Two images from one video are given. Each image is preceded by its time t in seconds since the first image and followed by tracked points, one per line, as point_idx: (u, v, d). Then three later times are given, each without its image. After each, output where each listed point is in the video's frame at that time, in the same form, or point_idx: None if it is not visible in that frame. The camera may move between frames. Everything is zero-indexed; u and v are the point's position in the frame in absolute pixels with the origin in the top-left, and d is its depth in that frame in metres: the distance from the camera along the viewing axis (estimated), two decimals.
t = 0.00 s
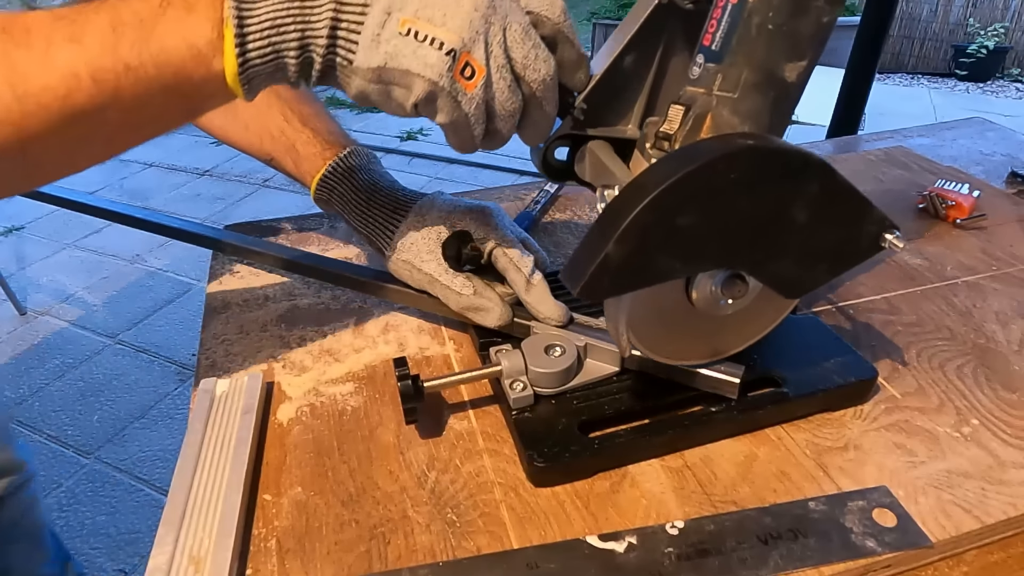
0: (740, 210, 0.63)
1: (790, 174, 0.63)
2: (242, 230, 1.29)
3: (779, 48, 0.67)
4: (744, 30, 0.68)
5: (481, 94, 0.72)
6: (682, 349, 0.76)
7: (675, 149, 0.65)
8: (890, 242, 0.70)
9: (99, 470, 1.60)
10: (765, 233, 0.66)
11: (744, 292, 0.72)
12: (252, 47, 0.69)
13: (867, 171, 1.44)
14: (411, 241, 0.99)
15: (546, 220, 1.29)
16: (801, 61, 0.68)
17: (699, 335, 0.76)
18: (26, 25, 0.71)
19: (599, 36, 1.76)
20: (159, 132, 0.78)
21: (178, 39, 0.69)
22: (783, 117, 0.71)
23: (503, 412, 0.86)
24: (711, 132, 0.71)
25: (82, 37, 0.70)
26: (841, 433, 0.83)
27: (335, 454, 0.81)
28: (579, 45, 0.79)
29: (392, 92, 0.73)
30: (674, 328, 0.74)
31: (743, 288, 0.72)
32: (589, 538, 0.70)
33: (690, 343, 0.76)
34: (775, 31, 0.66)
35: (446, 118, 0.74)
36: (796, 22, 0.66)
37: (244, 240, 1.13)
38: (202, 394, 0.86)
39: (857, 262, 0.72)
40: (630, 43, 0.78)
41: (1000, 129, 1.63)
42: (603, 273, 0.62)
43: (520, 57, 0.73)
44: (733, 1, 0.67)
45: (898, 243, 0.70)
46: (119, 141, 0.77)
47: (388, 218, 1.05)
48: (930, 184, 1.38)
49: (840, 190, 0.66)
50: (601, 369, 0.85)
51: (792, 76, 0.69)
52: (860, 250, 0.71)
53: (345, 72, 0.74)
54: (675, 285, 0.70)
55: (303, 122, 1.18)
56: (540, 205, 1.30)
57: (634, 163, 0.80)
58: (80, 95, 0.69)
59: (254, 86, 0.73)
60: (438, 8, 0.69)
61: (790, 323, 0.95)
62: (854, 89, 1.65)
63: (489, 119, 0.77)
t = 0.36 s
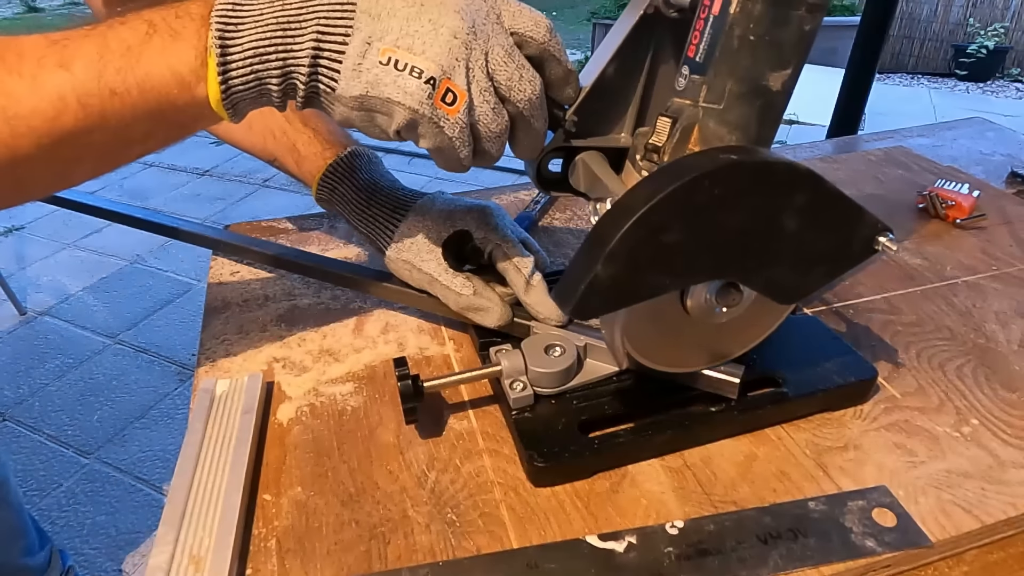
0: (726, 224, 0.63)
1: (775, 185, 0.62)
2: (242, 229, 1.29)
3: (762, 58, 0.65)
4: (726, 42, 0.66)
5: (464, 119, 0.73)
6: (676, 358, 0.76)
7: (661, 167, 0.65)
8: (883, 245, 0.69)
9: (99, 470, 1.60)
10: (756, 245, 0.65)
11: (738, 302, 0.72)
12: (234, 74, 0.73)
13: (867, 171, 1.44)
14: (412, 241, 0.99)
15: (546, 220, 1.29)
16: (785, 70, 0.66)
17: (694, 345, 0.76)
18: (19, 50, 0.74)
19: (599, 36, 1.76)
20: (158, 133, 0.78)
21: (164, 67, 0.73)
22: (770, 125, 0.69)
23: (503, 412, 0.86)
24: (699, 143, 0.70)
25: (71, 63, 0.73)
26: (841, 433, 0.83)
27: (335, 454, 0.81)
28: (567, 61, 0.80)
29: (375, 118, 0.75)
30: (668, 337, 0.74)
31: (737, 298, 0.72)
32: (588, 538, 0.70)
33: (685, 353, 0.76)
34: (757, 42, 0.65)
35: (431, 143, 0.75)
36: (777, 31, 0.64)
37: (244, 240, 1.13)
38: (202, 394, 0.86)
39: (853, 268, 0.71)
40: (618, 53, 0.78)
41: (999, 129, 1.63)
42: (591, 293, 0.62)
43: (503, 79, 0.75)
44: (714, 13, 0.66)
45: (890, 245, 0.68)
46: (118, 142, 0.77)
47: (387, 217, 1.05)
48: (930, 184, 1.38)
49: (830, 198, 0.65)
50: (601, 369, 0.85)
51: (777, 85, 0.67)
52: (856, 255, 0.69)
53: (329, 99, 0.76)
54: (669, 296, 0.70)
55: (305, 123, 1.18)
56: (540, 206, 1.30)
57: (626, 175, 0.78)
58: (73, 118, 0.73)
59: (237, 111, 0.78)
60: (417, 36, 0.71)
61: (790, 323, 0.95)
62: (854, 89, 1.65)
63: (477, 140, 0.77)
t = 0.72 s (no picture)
0: (724, 225, 0.63)
1: (774, 186, 0.62)
2: (242, 229, 1.29)
3: (759, 60, 0.65)
4: (723, 44, 0.66)
5: (462, 122, 0.73)
6: (676, 359, 0.76)
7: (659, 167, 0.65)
8: (882, 245, 0.68)
9: (99, 470, 1.60)
10: (753, 245, 0.65)
11: (737, 302, 0.73)
12: (231, 76, 0.73)
13: (867, 171, 1.44)
14: (411, 243, 0.99)
15: (546, 220, 1.29)
16: (782, 72, 0.66)
17: (694, 345, 0.76)
18: (17, 53, 0.74)
19: (599, 36, 1.76)
20: (157, 134, 0.78)
21: (161, 69, 0.73)
22: (769, 127, 0.69)
23: (503, 412, 0.86)
24: (697, 145, 0.70)
25: (68, 66, 0.73)
26: (841, 433, 0.83)
27: (335, 454, 0.81)
28: (565, 62, 0.80)
29: (373, 122, 0.76)
30: (667, 337, 0.74)
31: (736, 298, 0.72)
32: (588, 538, 0.70)
33: (684, 354, 0.76)
34: (754, 44, 0.64)
35: (429, 146, 0.75)
36: (775, 32, 0.63)
37: (244, 240, 1.13)
38: (202, 394, 0.87)
39: (853, 269, 0.70)
40: (616, 55, 0.77)
41: (999, 129, 1.63)
42: (589, 295, 0.62)
43: (501, 82, 0.75)
44: (711, 14, 0.66)
45: (890, 246, 0.67)
46: (118, 144, 0.77)
47: (385, 218, 1.04)
48: (930, 184, 1.38)
49: (829, 199, 0.64)
50: (601, 369, 0.85)
51: (774, 86, 0.66)
52: (856, 256, 0.69)
53: (326, 102, 0.77)
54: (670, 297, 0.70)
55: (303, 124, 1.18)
56: (540, 206, 1.30)
57: (625, 176, 0.79)
58: (72, 121, 0.73)
59: (235, 113, 0.78)
60: (415, 41, 0.71)
61: (789, 322, 0.95)
62: (855, 90, 1.64)
63: (476, 141, 0.78)
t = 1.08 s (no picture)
0: (722, 227, 0.63)
1: (773, 187, 0.62)
2: (242, 229, 1.29)
3: (758, 61, 0.65)
4: (722, 45, 0.66)
5: (462, 125, 0.74)
6: (676, 359, 0.76)
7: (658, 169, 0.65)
8: (882, 245, 0.68)
9: (99, 470, 1.60)
10: (752, 246, 0.65)
11: (737, 303, 0.73)
12: (230, 80, 0.73)
13: (868, 171, 1.44)
14: (411, 245, 0.99)
15: (546, 220, 1.29)
16: (780, 72, 0.65)
17: (693, 346, 0.76)
18: (15, 59, 0.74)
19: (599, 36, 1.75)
20: (157, 138, 0.78)
21: (161, 74, 0.73)
22: (769, 127, 0.69)
23: (502, 412, 0.86)
24: (696, 146, 0.70)
25: (67, 73, 0.73)
26: (841, 433, 0.83)
27: (335, 454, 0.81)
28: (564, 63, 0.80)
29: (372, 127, 0.76)
30: (667, 338, 0.74)
31: (737, 298, 0.72)
32: (588, 538, 0.70)
33: (683, 354, 0.76)
34: (752, 45, 0.64)
35: (429, 150, 0.75)
36: (773, 34, 0.63)
37: (244, 240, 1.13)
38: (202, 394, 0.87)
39: (852, 269, 0.70)
40: (615, 55, 0.77)
41: (1000, 129, 1.63)
42: (588, 297, 0.62)
43: (501, 85, 0.75)
44: (710, 15, 0.66)
45: (889, 246, 0.67)
46: (118, 148, 0.77)
47: (383, 220, 1.04)
48: (930, 184, 1.38)
49: (828, 199, 0.64)
50: (601, 369, 0.84)
51: (773, 87, 0.66)
52: (855, 257, 0.69)
53: (326, 107, 0.77)
54: (670, 298, 0.70)
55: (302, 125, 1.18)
56: (540, 206, 1.30)
57: (624, 177, 0.79)
58: (72, 126, 0.73)
59: (234, 118, 0.78)
60: (414, 45, 0.71)
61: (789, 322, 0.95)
62: (855, 89, 1.64)
63: (475, 144, 0.78)
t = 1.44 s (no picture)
0: (721, 227, 0.63)
1: (772, 188, 0.62)
2: (242, 229, 1.30)
3: (757, 61, 0.65)
4: (721, 45, 0.66)
5: (462, 126, 0.74)
6: (676, 359, 0.76)
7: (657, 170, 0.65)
8: (882, 245, 0.68)
9: (99, 470, 1.60)
10: (751, 247, 0.65)
11: (738, 302, 0.72)
12: (230, 80, 0.74)
13: (868, 171, 1.43)
14: (409, 247, 0.99)
15: (546, 220, 1.29)
16: (780, 73, 0.65)
17: (693, 345, 0.76)
18: (14, 61, 0.73)
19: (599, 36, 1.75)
20: (157, 138, 0.78)
21: (160, 73, 0.73)
22: (768, 127, 0.69)
23: (502, 412, 0.86)
24: (695, 146, 0.70)
25: (66, 73, 0.73)
26: (841, 433, 0.83)
27: (335, 454, 0.81)
28: (563, 63, 0.79)
29: (372, 127, 0.76)
30: (667, 338, 0.74)
31: (737, 298, 0.72)
32: (588, 538, 0.70)
33: (683, 354, 0.76)
34: (752, 45, 0.64)
35: (428, 150, 0.75)
36: (773, 34, 0.63)
37: (244, 240, 1.13)
38: (202, 394, 0.87)
39: (852, 268, 0.70)
40: (615, 56, 0.77)
41: (999, 130, 1.63)
42: (587, 298, 0.62)
43: (501, 85, 0.75)
44: (709, 15, 0.66)
45: (889, 246, 0.67)
46: (117, 149, 0.77)
47: (382, 221, 1.04)
48: (930, 184, 1.38)
49: (828, 200, 0.64)
50: (600, 369, 0.84)
51: (773, 87, 0.66)
52: (855, 257, 0.69)
53: (325, 107, 0.77)
54: (669, 298, 0.70)
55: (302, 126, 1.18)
56: (540, 207, 1.30)
57: (623, 177, 0.79)
58: (72, 127, 0.73)
59: (233, 117, 0.78)
60: (414, 45, 0.71)
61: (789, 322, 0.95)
62: (856, 89, 1.64)
63: (476, 144, 0.78)
